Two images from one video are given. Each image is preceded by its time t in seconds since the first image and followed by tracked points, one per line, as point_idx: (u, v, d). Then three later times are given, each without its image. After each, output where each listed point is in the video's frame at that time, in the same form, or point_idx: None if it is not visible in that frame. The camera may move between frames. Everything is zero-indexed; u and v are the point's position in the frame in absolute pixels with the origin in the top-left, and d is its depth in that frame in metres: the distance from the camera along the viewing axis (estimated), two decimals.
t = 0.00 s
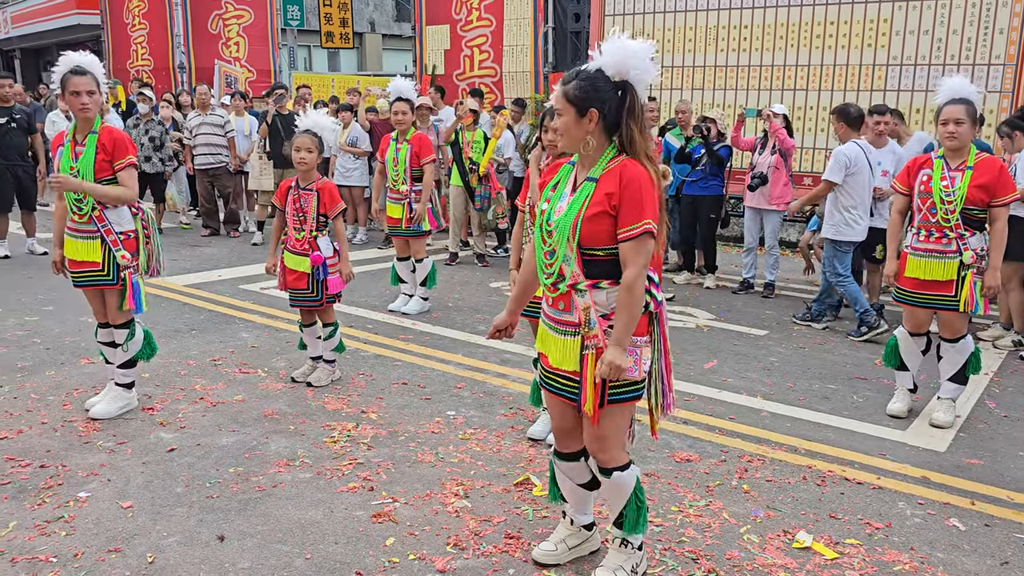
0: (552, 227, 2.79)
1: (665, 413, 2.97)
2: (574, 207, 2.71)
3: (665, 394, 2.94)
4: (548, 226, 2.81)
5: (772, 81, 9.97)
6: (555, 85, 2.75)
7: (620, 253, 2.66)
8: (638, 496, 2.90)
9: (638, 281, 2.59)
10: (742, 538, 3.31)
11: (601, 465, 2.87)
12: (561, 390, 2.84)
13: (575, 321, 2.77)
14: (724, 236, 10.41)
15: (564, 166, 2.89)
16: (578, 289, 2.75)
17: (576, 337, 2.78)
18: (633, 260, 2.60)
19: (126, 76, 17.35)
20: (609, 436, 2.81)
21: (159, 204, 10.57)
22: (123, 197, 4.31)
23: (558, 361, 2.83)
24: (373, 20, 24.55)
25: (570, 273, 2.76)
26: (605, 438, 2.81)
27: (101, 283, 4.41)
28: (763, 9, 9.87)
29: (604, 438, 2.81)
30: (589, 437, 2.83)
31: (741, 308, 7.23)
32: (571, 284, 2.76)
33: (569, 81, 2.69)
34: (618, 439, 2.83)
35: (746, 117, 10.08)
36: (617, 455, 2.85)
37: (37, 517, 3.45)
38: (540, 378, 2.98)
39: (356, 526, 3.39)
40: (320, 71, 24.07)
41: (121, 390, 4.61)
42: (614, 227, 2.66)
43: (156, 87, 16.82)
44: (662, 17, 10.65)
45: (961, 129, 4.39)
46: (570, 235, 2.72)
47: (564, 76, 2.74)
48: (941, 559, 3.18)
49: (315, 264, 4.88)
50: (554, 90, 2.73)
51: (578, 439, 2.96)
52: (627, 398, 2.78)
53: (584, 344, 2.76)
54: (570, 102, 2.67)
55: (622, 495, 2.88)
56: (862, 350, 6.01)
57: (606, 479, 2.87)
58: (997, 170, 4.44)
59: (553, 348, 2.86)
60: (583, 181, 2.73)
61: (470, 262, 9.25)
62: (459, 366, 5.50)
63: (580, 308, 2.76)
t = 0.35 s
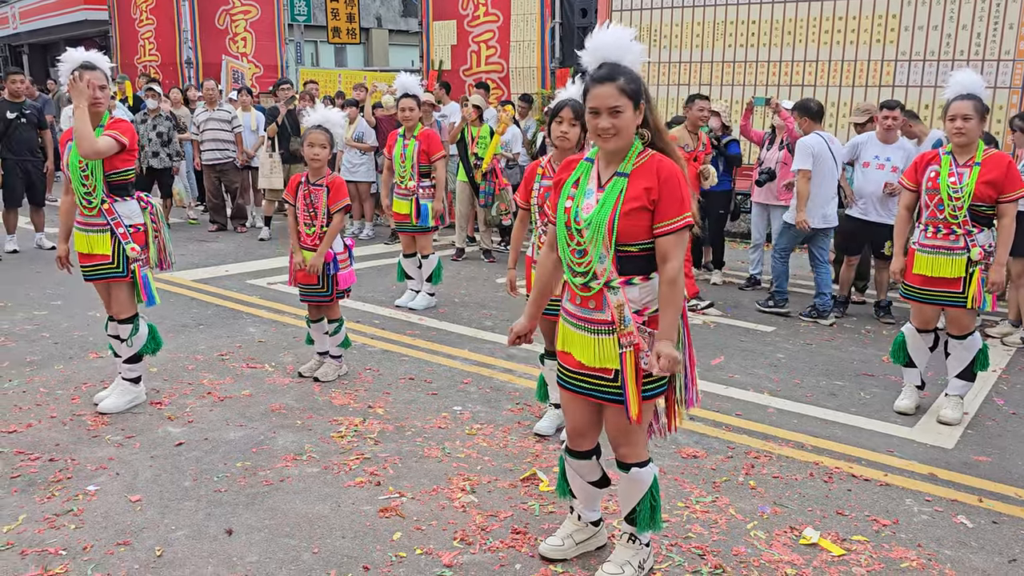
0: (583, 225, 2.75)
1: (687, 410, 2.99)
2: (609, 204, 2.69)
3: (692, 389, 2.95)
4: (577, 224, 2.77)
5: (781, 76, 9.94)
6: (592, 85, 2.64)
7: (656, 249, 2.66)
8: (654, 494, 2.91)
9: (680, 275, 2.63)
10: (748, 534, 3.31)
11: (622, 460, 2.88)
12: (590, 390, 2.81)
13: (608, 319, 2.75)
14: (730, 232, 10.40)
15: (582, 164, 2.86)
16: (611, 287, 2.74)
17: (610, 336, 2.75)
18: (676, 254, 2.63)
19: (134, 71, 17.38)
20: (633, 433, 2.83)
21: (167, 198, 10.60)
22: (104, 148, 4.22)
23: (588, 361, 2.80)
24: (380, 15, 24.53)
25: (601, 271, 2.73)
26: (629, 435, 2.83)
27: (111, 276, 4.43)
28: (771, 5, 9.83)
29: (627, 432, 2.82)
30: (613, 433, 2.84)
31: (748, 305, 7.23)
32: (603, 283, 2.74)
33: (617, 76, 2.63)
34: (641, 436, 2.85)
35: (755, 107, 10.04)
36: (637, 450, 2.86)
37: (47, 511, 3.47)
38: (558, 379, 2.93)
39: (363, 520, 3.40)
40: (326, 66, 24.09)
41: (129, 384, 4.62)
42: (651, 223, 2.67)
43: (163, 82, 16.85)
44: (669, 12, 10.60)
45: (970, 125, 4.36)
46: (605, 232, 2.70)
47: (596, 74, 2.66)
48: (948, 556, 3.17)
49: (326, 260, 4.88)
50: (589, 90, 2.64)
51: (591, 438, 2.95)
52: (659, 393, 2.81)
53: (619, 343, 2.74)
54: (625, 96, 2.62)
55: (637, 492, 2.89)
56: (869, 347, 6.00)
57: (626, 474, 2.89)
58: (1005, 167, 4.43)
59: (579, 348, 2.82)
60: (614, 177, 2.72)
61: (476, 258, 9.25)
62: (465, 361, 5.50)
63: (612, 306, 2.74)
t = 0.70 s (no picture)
0: (596, 222, 2.75)
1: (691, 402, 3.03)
2: (624, 199, 2.71)
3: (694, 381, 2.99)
4: (589, 221, 2.76)
5: (780, 74, 9.95)
6: (628, 80, 2.67)
7: (669, 243, 2.72)
8: (664, 488, 2.91)
9: (693, 269, 2.70)
10: (747, 531, 3.31)
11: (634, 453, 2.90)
12: (601, 389, 2.80)
13: (620, 316, 2.75)
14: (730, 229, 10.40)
15: (584, 159, 2.84)
16: (624, 284, 2.74)
17: (622, 333, 2.75)
18: (688, 247, 2.71)
19: (133, 69, 17.37)
20: (647, 429, 2.85)
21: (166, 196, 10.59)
22: (100, 147, 4.21)
23: (598, 360, 2.78)
24: (379, 13, 24.52)
25: (614, 268, 2.74)
26: (641, 431, 2.85)
27: (112, 275, 4.42)
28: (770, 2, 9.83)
29: (635, 427, 2.84)
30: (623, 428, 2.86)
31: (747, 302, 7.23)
32: (616, 279, 2.75)
33: (649, 75, 2.70)
34: (654, 430, 2.87)
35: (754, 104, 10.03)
36: (651, 444, 2.88)
37: (46, 509, 3.47)
38: (560, 381, 2.90)
39: (362, 518, 3.40)
40: (325, 64, 24.08)
41: (136, 381, 4.64)
42: (663, 218, 2.72)
43: (162, 80, 16.83)
44: (668, 10, 10.58)
45: (972, 122, 4.36)
46: (621, 229, 2.71)
47: (629, 70, 2.69)
48: (947, 553, 3.18)
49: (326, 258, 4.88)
50: (628, 85, 2.66)
51: (592, 438, 2.95)
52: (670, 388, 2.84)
53: (631, 339, 2.74)
54: (657, 94, 2.70)
55: (648, 483, 2.89)
56: (868, 344, 6.00)
57: (639, 467, 2.90)
58: (1004, 163, 4.43)
59: (587, 348, 2.80)
60: (625, 172, 2.75)
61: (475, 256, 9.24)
62: (464, 359, 5.50)
63: (625, 302, 2.75)
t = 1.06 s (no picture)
0: (599, 224, 2.73)
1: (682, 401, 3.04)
2: (626, 199, 2.72)
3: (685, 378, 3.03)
4: (592, 223, 2.75)
5: (775, 74, 9.96)
6: (621, 75, 2.69)
7: (671, 240, 2.78)
8: (651, 489, 2.92)
9: (695, 264, 2.79)
10: (742, 531, 3.32)
11: (619, 455, 2.90)
12: (604, 389, 2.80)
13: (625, 316, 2.76)
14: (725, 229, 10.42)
15: (577, 162, 2.83)
16: (628, 284, 2.76)
17: (627, 332, 2.76)
18: (689, 244, 2.79)
19: (127, 69, 17.33)
20: (631, 427, 2.84)
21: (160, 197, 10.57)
22: (100, 147, 4.20)
23: (601, 361, 2.78)
24: (374, 14, 24.51)
25: (619, 268, 2.74)
26: (627, 429, 2.85)
27: (106, 277, 4.41)
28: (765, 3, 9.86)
29: (627, 425, 2.84)
30: (613, 429, 2.86)
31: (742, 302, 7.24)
32: (621, 280, 2.76)
33: (639, 70, 2.72)
34: (639, 429, 2.86)
35: (750, 104, 10.05)
36: (635, 444, 2.88)
37: (41, 510, 3.46)
38: (559, 381, 2.90)
39: (358, 518, 3.40)
40: (321, 65, 24.07)
41: (132, 382, 4.63)
42: (662, 216, 2.77)
43: (157, 81, 16.80)
44: (663, 10, 10.59)
45: (969, 121, 4.38)
46: (625, 229, 2.72)
47: (621, 66, 2.72)
48: (940, 552, 3.19)
49: (318, 258, 4.88)
50: (621, 81, 2.68)
51: (590, 436, 2.96)
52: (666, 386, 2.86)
53: (637, 338, 2.76)
54: (650, 89, 2.73)
55: (636, 485, 2.90)
56: (863, 343, 6.01)
57: (624, 469, 2.90)
58: (998, 162, 4.45)
59: (589, 349, 2.80)
60: (622, 172, 2.76)
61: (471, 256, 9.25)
62: (460, 359, 5.51)
63: (630, 302, 2.77)
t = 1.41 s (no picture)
0: (593, 224, 2.73)
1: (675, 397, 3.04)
2: (620, 199, 2.72)
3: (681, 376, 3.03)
4: (586, 223, 2.74)
5: (767, 74, 9.96)
6: (615, 73, 2.69)
7: (664, 239, 2.78)
8: (647, 487, 2.92)
9: (687, 264, 2.77)
10: (735, 530, 3.32)
11: (616, 453, 2.90)
12: (599, 388, 2.80)
13: (619, 316, 2.76)
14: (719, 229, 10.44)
15: (571, 161, 2.83)
16: (622, 283, 2.76)
17: (621, 332, 2.76)
18: (682, 243, 2.78)
19: (120, 71, 17.27)
20: (629, 424, 2.85)
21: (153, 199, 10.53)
22: (88, 139, 4.15)
23: (596, 360, 2.78)
24: (367, 14, 24.46)
25: (613, 268, 2.74)
26: (625, 426, 2.86)
27: (103, 281, 4.41)
28: (757, 2, 9.87)
29: (624, 423, 2.85)
30: (610, 426, 2.86)
31: (736, 301, 7.25)
32: (615, 279, 2.75)
33: (633, 67, 2.73)
34: (635, 427, 2.88)
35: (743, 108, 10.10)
36: (632, 443, 2.89)
37: (33, 513, 3.45)
38: (554, 380, 2.90)
39: (351, 520, 3.40)
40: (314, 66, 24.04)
41: (125, 384, 4.61)
42: (656, 215, 2.77)
43: (150, 82, 16.74)
44: (657, 10, 10.60)
45: (964, 118, 4.39)
46: (620, 229, 2.72)
47: (614, 65, 2.73)
48: (934, 550, 3.19)
49: (309, 259, 4.86)
50: (615, 79, 2.68)
51: (586, 433, 2.97)
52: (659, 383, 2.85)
53: (630, 338, 2.76)
54: (644, 86, 2.73)
55: (631, 484, 2.90)
56: (856, 342, 6.02)
57: (620, 467, 2.90)
58: (990, 161, 4.46)
59: (583, 348, 2.80)
60: (616, 171, 2.76)
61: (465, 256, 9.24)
62: (453, 360, 5.50)
63: (623, 302, 2.76)
